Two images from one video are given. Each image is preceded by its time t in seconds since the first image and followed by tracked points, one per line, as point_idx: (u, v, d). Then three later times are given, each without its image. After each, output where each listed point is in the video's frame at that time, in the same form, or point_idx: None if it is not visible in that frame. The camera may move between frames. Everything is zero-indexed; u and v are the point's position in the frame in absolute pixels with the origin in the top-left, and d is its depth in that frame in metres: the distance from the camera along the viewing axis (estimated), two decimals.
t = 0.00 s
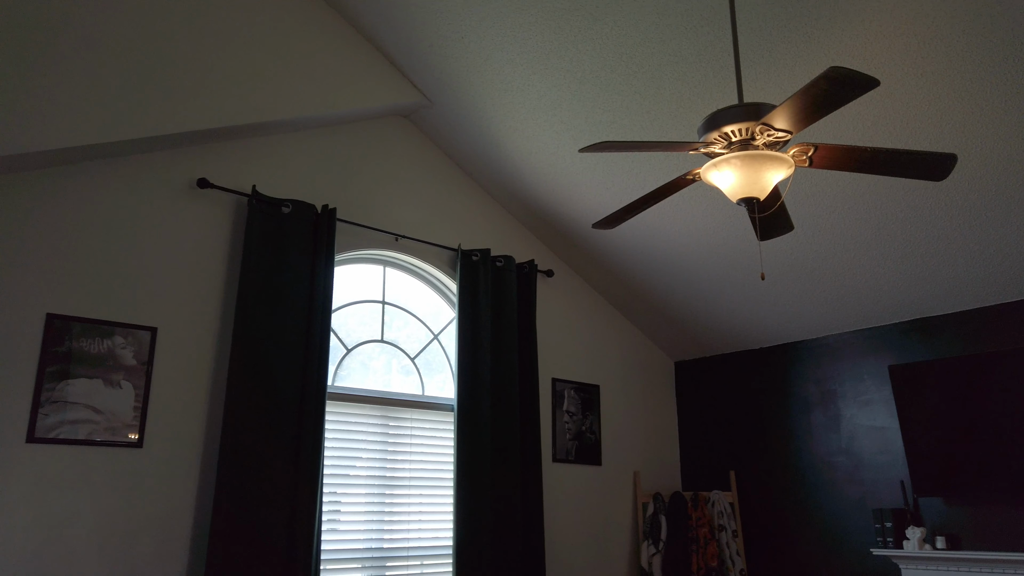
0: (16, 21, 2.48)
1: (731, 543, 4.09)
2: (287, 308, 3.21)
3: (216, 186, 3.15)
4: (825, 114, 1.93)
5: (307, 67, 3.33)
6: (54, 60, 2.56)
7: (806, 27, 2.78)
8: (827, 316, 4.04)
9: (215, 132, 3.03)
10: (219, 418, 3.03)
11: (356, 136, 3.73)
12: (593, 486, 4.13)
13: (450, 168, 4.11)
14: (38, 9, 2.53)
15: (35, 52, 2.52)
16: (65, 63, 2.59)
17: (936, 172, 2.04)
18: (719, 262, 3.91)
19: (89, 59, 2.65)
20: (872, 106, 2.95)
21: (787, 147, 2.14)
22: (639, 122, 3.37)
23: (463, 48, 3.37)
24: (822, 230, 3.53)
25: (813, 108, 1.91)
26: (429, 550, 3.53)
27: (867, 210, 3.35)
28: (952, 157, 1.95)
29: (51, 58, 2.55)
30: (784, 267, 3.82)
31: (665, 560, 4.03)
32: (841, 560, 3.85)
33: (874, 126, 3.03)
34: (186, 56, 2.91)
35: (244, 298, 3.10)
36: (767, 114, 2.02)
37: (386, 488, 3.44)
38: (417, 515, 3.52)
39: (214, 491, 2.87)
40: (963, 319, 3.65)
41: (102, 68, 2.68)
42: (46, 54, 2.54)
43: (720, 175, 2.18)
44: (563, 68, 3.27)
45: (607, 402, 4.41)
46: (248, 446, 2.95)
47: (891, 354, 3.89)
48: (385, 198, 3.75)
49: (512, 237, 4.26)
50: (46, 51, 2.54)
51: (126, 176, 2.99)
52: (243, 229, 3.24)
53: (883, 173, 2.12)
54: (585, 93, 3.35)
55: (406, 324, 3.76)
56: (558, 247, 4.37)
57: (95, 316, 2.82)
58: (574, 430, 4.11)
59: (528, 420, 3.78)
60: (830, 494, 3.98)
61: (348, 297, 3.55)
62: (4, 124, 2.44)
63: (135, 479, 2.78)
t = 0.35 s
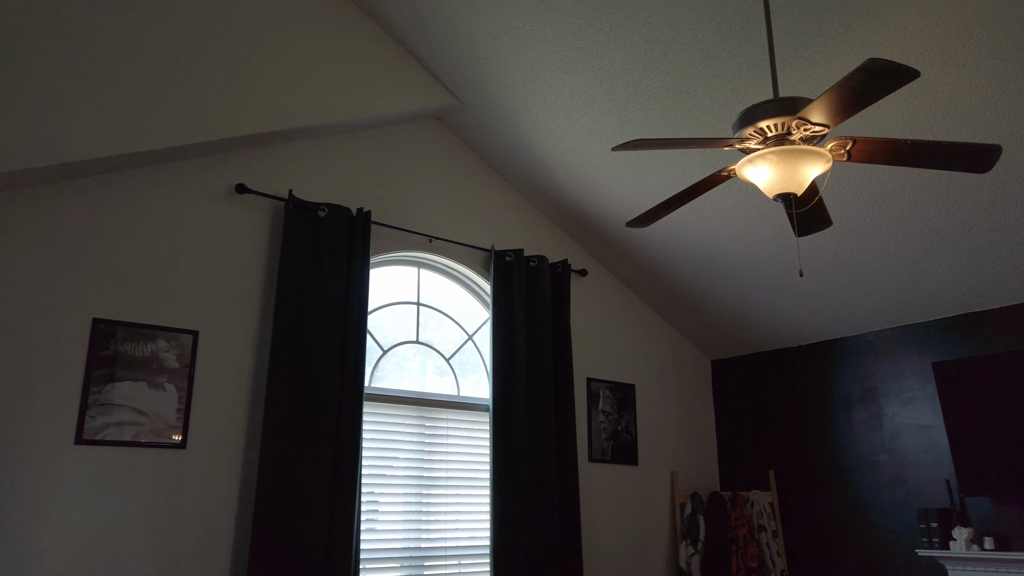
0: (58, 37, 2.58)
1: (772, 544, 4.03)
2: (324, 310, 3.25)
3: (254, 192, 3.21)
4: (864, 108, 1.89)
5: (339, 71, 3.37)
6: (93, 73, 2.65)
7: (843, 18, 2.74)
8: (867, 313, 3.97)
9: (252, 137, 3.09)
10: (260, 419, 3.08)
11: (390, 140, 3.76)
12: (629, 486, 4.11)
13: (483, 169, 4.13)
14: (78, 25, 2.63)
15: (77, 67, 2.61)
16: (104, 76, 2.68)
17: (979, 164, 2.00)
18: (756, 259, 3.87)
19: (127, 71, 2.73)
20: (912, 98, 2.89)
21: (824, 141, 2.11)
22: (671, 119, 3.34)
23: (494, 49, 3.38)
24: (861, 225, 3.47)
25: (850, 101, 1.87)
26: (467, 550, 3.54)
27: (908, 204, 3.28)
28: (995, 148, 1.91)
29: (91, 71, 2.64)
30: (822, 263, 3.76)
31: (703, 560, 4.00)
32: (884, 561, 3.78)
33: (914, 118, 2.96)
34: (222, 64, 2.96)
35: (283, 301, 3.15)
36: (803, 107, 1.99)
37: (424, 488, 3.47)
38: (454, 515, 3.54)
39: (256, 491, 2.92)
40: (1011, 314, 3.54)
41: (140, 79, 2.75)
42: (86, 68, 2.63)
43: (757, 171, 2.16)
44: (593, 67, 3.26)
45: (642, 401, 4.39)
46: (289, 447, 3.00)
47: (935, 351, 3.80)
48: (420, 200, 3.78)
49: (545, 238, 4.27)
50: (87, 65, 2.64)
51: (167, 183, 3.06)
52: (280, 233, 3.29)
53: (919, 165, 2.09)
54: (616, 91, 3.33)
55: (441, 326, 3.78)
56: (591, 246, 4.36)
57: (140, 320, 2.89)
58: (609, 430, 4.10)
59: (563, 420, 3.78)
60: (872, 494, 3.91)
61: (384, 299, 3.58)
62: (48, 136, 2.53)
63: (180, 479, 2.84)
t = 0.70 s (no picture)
0: (102, 50, 2.66)
1: (813, 544, 3.97)
2: (361, 312, 3.28)
3: (291, 196, 3.26)
4: (903, 99, 1.86)
5: (372, 76, 3.41)
6: (134, 85, 2.72)
7: (882, 8, 2.68)
8: (909, 309, 3.87)
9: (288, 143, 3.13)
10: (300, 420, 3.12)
11: (423, 142, 3.79)
12: (667, 486, 4.08)
13: (515, 169, 4.14)
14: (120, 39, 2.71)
15: (118, 79, 2.69)
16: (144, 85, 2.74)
17: None
18: (794, 255, 3.81)
19: (166, 82, 2.80)
20: (954, 88, 2.82)
21: (863, 135, 2.08)
22: (706, 114, 3.30)
23: (524, 49, 3.38)
24: (902, 219, 3.39)
25: (889, 92, 1.84)
26: (505, 550, 3.55)
27: (951, 197, 3.19)
28: None
29: (131, 83, 2.72)
30: (862, 259, 3.69)
31: (743, 561, 3.95)
32: (930, 563, 3.68)
33: (957, 108, 2.89)
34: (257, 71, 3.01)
35: (321, 303, 3.19)
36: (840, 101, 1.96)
37: (460, 488, 3.48)
38: (491, 514, 3.55)
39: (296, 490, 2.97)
40: None
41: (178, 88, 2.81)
42: (127, 80, 2.71)
43: (793, 166, 2.13)
44: (625, 64, 3.23)
45: (679, 400, 4.36)
46: (329, 447, 3.04)
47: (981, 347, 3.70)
48: (453, 201, 3.81)
49: (578, 237, 4.26)
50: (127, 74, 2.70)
51: (206, 190, 3.12)
52: (317, 236, 3.33)
53: (986, 159, 2.02)
54: (649, 88, 3.31)
55: (475, 326, 3.80)
56: (625, 245, 4.35)
57: (183, 324, 2.95)
58: (646, 430, 4.08)
59: (598, 419, 3.76)
60: (917, 494, 3.81)
61: (419, 300, 3.61)
62: (90, 146, 2.61)
63: (224, 480, 2.90)
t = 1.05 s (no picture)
0: (147, 69, 2.79)
1: (860, 545, 3.89)
2: (400, 313, 3.32)
3: (330, 201, 3.31)
4: (948, 91, 1.84)
5: (405, 79, 3.44)
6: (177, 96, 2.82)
7: None
8: (956, 304, 3.77)
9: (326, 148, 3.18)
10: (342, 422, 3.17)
11: (458, 144, 3.82)
12: (708, 486, 4.04)
13: (551, 169, 4.14)
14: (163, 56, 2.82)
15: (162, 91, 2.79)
16: (186, 100, 2.85)
17: None
18: (835, 250, 3.74)
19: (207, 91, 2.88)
20: (1001, 76, 2.74)
21: (906, 127, 2.04)
22: (742, 109, 3.25)
23: (555, 48, 3.38)
24: (948, 212, 3.30)
25: (935, 85, 1.81)
26: (545, 550, 3.55)
27: (1000, 188, 3.10)
28: None
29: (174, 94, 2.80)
30: (906, 254, 3.61)
31: (787, 561, 3.91)
32: (982, 566, 3.57)
33: (1005, 96, 2.80)
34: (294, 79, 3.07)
35: (360, 306, 3.23)
36: (883, 93, 1.92)
37: (500, 488, 3.50)
38: (531, 514, 3.55)
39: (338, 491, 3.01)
40: None
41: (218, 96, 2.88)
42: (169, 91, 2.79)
43: (833, 160, 2.10)
44: (657, 62, 3.21)
45: (719, 399, 4.31)
46: (371, 448, 3.08)
47: None
48: (489, 202, 3.82)
49: (615, 236, 4.25)
50: (171, 91, 2.82)
51: (248, 196, 3.18)
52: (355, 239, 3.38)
53: None
54: (682, 85, 3.28)
55: (512, 326, 3.81)
56: (662, 243, 4.32)
57: (228, 327, 3.02)
58: (685, 429, 4.05)
59: (637, 419, 3.74)
60: (967, 495, 3.69)
61: (456, 301, 3.64)
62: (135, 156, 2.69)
63: (269, 481, 2.95)
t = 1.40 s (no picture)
0: (190, 80, 2.87)
1: (909, 546, 3.80)
2: (438, 314, 3.34)
3: (368, 203, 3.35)
4: (994, 79, 1.79)
5: (440, 81, 3.47)
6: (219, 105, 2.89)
7: None
8: (1006, 297, 3.65)
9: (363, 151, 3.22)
10: (382, 422, 3.20)
11: (493, 144, 3.84)
12: (750, 486, 3.99)
13: (586, 168, 4.14)
14: (206, 68, 2.91)
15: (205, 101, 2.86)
16: (227, 108, 2.92)
17: None
18: (879, 244, 3.66)
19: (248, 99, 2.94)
20: None
21: (952, 116, 1.99)
22: (779, 102, 3.21)
23: (588, 46, 3.38)
24: (997, 202, 3.20)
25: (981, 72, 1.77)
26: (586, 550, 3.54)
27: None
28: None
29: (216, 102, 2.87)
30: (953, 246, 3.51)
31: (833, 562, 3.83)
32: None
33: None
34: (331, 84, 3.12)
35: (399, 307, 3.26)
36: (926, 83, 1.88)
37: (539, 488, 3.49)
38: (571, 514, 3.54)
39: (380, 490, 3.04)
40: None
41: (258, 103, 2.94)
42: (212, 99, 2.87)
43: (876, 152, 2.06)
44: (693, 57, 3.19)
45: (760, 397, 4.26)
46: (411, 447, 3.10)
47: None
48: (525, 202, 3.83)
49: (652, 234, 4.23)
50: (213, 100, 2.90)
51: (289, 201, 3.24)
52: (393, 241, 3.41)
53: None
54: (718, 79, 3.25)
55: (550, 326, 3.81)
56: (700, 239, 4.29)
57: (271, 329, 3.08)
58: (726, 428, 4.00)
59: (677, 417, 3.71)
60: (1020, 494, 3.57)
61: (493, 301, 3.65)
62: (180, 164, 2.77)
63: (312, 480, 3.00)
